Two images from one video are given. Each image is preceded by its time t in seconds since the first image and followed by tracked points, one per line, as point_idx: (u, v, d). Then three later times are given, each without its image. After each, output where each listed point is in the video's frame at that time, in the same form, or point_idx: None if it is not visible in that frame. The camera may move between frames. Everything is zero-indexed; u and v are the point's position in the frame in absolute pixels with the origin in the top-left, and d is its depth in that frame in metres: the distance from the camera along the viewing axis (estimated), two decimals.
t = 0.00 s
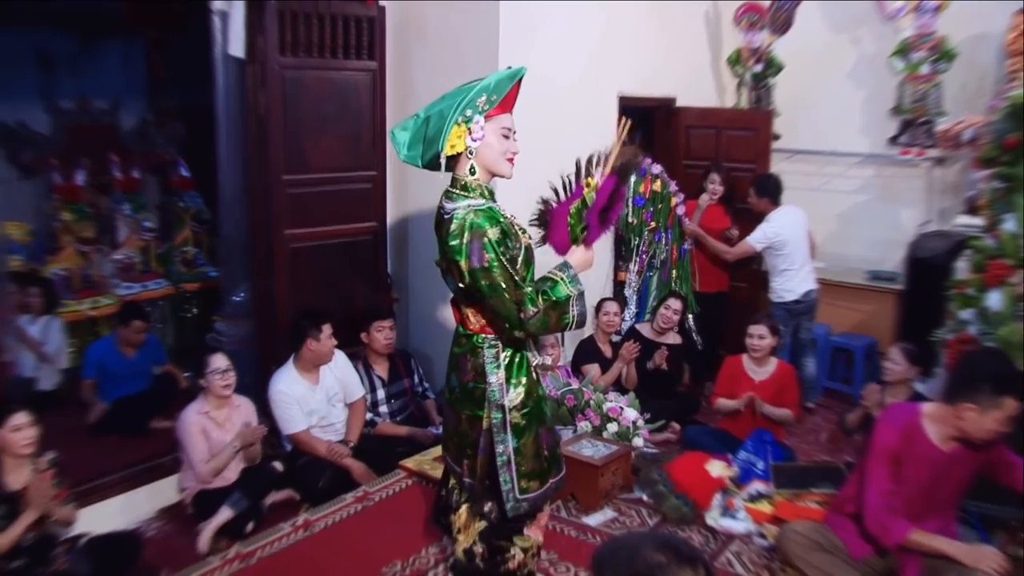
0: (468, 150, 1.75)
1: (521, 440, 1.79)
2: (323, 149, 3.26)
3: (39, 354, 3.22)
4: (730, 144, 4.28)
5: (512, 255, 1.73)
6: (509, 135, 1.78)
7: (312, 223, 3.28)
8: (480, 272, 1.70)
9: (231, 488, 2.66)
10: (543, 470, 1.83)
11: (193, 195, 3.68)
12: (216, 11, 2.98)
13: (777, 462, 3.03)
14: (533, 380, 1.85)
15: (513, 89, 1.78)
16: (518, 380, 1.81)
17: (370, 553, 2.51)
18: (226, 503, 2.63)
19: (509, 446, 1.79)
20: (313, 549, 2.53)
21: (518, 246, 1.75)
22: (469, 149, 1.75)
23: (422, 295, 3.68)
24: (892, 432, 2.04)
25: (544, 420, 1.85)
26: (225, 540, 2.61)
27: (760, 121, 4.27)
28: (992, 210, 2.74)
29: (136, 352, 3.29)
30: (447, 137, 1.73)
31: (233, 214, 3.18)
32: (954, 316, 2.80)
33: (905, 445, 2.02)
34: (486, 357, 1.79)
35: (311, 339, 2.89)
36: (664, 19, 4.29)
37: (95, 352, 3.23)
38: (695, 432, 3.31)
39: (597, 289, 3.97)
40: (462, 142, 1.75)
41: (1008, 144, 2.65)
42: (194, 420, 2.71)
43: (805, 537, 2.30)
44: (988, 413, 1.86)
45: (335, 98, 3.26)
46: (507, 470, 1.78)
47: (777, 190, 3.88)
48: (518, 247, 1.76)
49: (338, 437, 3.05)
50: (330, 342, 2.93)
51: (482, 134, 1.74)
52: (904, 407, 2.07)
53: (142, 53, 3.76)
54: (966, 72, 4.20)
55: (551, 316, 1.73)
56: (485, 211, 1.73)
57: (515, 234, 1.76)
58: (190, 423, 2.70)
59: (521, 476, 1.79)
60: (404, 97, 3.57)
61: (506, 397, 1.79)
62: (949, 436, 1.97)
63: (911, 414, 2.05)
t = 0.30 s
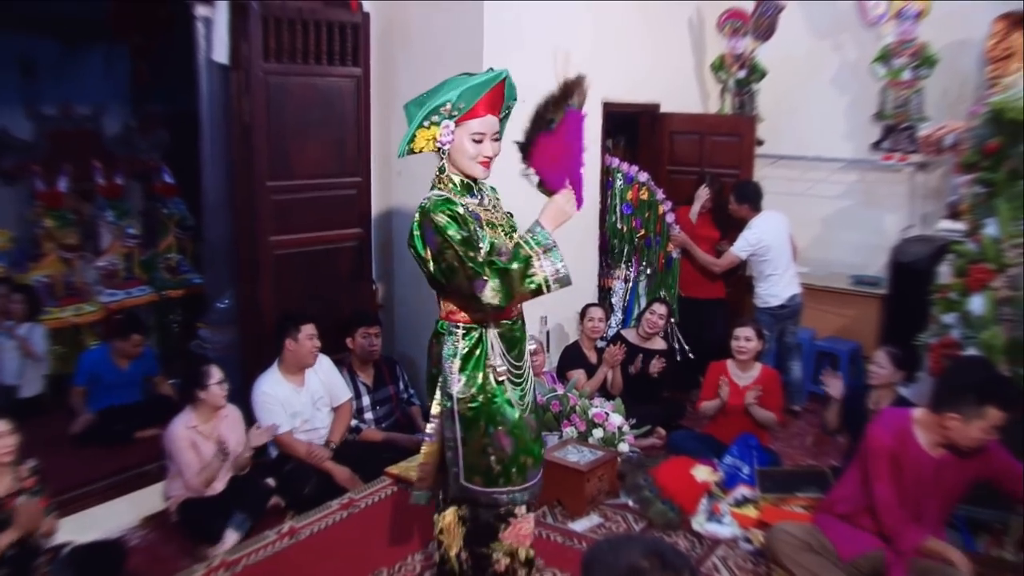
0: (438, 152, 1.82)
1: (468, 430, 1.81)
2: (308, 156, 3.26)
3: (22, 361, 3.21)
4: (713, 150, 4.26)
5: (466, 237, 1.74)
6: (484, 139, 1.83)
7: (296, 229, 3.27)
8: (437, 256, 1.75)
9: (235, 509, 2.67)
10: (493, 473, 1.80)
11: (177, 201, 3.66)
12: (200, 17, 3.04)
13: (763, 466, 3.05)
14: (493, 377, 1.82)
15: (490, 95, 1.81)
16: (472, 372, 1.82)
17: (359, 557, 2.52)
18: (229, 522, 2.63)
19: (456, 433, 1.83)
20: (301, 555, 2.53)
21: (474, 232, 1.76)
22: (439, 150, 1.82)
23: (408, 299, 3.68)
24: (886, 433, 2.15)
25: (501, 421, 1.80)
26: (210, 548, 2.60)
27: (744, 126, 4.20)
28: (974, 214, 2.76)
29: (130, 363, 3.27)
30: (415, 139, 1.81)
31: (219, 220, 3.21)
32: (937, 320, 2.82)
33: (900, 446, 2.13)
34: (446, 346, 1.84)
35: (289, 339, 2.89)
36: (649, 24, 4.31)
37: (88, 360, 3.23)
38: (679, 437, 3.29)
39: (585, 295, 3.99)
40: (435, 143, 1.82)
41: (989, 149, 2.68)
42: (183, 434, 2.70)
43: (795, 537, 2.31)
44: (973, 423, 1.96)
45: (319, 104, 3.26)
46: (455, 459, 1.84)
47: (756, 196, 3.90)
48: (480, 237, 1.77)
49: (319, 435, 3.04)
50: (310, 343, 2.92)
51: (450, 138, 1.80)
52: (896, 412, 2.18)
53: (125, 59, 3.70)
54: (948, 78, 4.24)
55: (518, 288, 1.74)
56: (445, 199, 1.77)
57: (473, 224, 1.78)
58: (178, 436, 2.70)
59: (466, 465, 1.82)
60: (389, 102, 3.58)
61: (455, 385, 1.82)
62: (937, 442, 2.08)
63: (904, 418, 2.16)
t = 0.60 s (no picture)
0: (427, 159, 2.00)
1: (421, 437, 2.03)
2: (303, 159, 3.26)
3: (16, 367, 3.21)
4: (709, 153, 4.27)
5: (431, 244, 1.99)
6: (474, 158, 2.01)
7: (291, 232, 3.27)
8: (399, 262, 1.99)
9: (241, 521, 2.66)
10: (437, 485, 2.04)
11: (173, 205, 3.66)
12: (195, 21, 3.00)
13: (759, 469, 3.05)
14: (464, 391, 2.02)
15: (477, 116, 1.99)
16: (436, 380, 2.03)
17: (351, 564, 2.51)
18: (233, 531, 2.62)
19: (410, 443, 2.04)
20: (295, 561, 2.53)
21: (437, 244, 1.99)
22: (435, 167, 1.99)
23: (402, 303, 3.68)
24: (894, 433, 2.16)
25: (456, 438, 2.02)
26: (205, 552, 2.59)
27: (739, 129, 4.24)
28: (969, 217, 2.76)
29: (132, 367, 3.23)
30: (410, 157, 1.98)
31: (213, 222, 3.19)
32: (932, 323, 2.82)
33: (906, 446, 2.13)
34: (421, 349, 2.07)
35: (281, 335, 2.91)
36: (644, 28, 4.32)
37: (89, 364, 3.19)
38: (675, 440, 3.29)
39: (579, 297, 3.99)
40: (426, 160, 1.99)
41: (984, 152, 2.68)
42: (183, 445, 2.71)
43: (796, 534, 2.32)
44: (976, 433, 1.98)
45: (314, 107, 3.26)
46: (403, 466, 2.05)
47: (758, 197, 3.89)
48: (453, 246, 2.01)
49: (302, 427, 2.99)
50: (302, 340, 2.92)
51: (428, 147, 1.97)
52: (905, 416, 2.19)
53: (121, 61, 3.52)
54: (943, 81, 4.24)
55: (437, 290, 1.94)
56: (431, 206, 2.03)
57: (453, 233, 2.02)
58: (177, 444, 2.70)
59: (412, 475, 2.03)
60: (382, 106, 3.58)
61: (416, 391, 2.04)
62: (940, 448, 2.10)
63: (912, 422, 2.17)
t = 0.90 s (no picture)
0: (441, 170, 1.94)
1: (385, 442, 1.93)
2: (300, 160, 3.25)
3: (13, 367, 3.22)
4: (706, 154, 4.25)
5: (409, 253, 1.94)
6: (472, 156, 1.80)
7: (289, 234, 3.26)
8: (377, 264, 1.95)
9: (239, 521, 2.67)
10: (403, 491, 1.93)
11: (169, 207, 3.65)
12: (193, 21, 3.01)
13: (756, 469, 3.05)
14: (436, 402, 1.90)
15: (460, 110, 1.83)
16: (409, 386, 1.94)
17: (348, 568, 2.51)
18: (232, 532, 2.63)
19: (374, 446, 1.94)
20: (292, 564, 2.53)
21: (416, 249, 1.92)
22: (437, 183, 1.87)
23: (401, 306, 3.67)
24: (901, 431, 2.16)
25: (423, 449, 1.90)
26: (202, 553, 2.59)
27: (736, 129, 4.19)
28: (965, 218, 2.77)
29: (125, 368, 3.20)
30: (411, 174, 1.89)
31: (212, 223, 3.22)
32: (930, 324, 2.82)
33: (912, 443, 2.14)
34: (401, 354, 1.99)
35: (278, 332, 2.94)
36: (641, 29, 4.32)
37: (82, 368, 3.16)
38: (673, 441, 3.30)
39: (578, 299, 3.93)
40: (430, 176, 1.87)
41: (981, 153, 2.69)
42: (182, 441, 2.71)
43: (796, 532, 2.30)
44: (980, 437, 1.98)
45: (312, 108, 3.25)
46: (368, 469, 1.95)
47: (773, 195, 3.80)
48: (436, 253, 1.93)
49: (290, 414, 2.99)
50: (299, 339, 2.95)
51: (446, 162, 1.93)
52: (909, 416, 2.19)
53: (118, 62, 3.55)
54: (940, 82, 4.25)
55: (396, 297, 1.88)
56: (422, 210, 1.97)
57: (439, 237, 1.93)
58: (177, 443, 2.71)
59: (372, 478, 1.92)
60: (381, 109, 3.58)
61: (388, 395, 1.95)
62: (943, 449, 2.10)
63: (916, 422, 2.17)
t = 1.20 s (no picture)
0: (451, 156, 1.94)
1: (388, 441, 1.95)
2: (295, 161, 3.26)
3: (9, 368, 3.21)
4: (700, 154, 4.26)
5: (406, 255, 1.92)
6: (495, 150, 1.91)
7: (283, 234, 3.26)
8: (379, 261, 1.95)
9: (236, 521, 2.67)
10: (404, 489, 1.96)
11: (165, 207, 3.68)
12: (187, 21, 2.98)
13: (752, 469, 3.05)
14: (438, 403, 1.93)
15: (495, 100, 1.89)
16: (411, 386, 1.96)
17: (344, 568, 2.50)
18: (227, 533, 2.62)
19: (376, 444, 1.96)
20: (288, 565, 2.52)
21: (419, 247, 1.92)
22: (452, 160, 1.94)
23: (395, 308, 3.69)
24: (898, 432, 2.16)
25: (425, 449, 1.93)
26: (198, 554, 2.59)
27: (731, 130, 4.18)
28: (960, 218, 2.77)
29: (117, 368, 3.16)
30: (426, 145, 1.93)
31: (206, 224, 3.20)
32: (925, 324, 2.82)
33: (910, 444, 2.14)
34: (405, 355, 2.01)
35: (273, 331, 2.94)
36: (637, 29, 4.33)
37: (74, 369, 3.12)
38: (668, 441, 3.30)
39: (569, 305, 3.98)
40: (447, 152, 1.93)
41: (976, 153, 2.69)
42: (176, 439, 2.69)
43: (794, 532, 2.30)
44: (977, 437, 1.99)
45: (307, 109, 3.26)
46: (371, 467, 1.96)
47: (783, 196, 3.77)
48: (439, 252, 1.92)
49: (291, 406, 3.01)
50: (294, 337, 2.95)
51: (459, 147, 1.92)
52: (907, 417, 2.20)
53: (113, 63, 3.52)
54: (935, 82, 4.26)
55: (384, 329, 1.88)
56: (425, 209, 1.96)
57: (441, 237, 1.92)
58: (171, 442, 2.68)
59: (374, 477, 1.94)
60: (375, 111, 3.59)
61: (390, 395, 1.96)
62: (939, 449, 2.10)
63: (913, 422, 2.18)
